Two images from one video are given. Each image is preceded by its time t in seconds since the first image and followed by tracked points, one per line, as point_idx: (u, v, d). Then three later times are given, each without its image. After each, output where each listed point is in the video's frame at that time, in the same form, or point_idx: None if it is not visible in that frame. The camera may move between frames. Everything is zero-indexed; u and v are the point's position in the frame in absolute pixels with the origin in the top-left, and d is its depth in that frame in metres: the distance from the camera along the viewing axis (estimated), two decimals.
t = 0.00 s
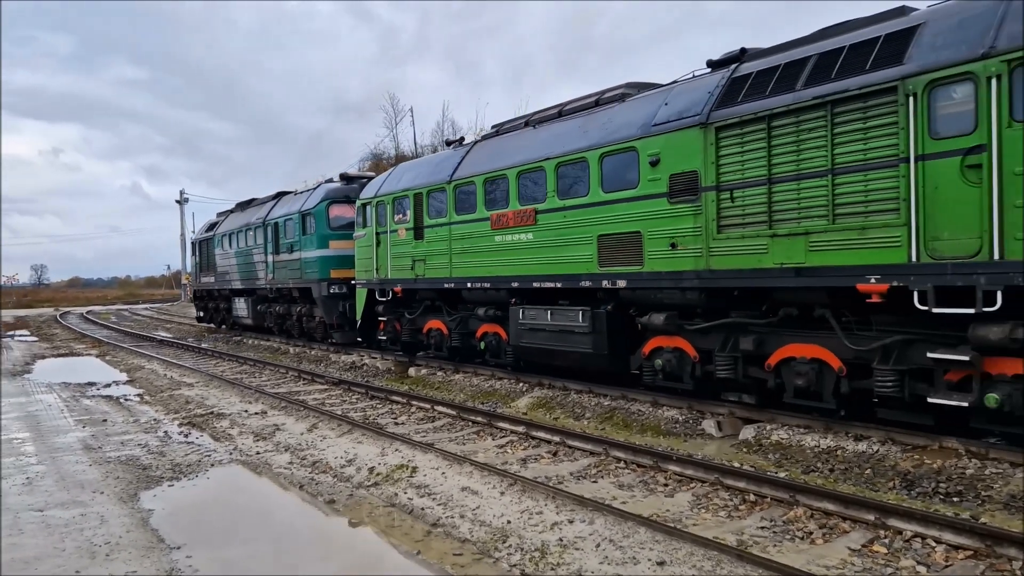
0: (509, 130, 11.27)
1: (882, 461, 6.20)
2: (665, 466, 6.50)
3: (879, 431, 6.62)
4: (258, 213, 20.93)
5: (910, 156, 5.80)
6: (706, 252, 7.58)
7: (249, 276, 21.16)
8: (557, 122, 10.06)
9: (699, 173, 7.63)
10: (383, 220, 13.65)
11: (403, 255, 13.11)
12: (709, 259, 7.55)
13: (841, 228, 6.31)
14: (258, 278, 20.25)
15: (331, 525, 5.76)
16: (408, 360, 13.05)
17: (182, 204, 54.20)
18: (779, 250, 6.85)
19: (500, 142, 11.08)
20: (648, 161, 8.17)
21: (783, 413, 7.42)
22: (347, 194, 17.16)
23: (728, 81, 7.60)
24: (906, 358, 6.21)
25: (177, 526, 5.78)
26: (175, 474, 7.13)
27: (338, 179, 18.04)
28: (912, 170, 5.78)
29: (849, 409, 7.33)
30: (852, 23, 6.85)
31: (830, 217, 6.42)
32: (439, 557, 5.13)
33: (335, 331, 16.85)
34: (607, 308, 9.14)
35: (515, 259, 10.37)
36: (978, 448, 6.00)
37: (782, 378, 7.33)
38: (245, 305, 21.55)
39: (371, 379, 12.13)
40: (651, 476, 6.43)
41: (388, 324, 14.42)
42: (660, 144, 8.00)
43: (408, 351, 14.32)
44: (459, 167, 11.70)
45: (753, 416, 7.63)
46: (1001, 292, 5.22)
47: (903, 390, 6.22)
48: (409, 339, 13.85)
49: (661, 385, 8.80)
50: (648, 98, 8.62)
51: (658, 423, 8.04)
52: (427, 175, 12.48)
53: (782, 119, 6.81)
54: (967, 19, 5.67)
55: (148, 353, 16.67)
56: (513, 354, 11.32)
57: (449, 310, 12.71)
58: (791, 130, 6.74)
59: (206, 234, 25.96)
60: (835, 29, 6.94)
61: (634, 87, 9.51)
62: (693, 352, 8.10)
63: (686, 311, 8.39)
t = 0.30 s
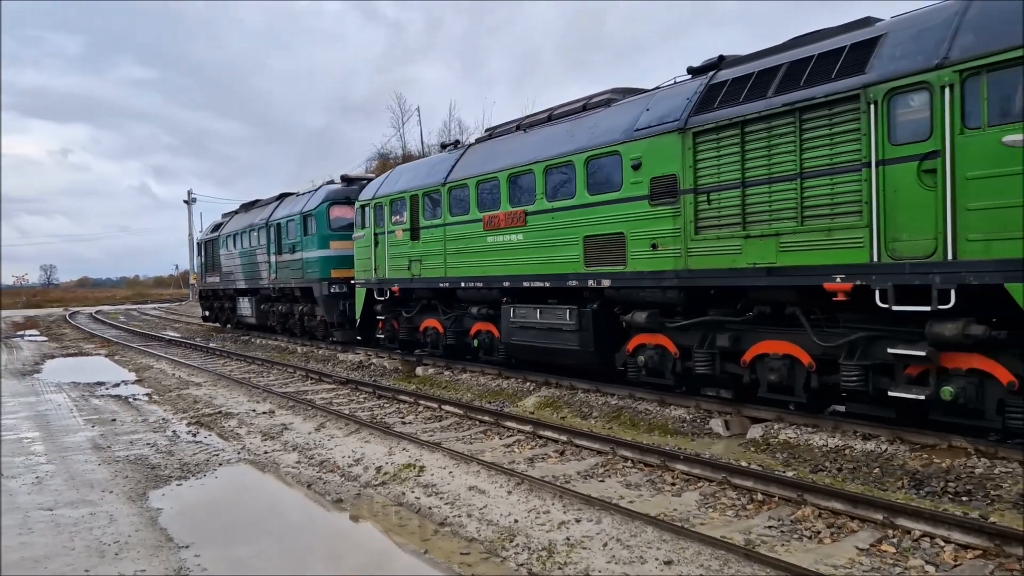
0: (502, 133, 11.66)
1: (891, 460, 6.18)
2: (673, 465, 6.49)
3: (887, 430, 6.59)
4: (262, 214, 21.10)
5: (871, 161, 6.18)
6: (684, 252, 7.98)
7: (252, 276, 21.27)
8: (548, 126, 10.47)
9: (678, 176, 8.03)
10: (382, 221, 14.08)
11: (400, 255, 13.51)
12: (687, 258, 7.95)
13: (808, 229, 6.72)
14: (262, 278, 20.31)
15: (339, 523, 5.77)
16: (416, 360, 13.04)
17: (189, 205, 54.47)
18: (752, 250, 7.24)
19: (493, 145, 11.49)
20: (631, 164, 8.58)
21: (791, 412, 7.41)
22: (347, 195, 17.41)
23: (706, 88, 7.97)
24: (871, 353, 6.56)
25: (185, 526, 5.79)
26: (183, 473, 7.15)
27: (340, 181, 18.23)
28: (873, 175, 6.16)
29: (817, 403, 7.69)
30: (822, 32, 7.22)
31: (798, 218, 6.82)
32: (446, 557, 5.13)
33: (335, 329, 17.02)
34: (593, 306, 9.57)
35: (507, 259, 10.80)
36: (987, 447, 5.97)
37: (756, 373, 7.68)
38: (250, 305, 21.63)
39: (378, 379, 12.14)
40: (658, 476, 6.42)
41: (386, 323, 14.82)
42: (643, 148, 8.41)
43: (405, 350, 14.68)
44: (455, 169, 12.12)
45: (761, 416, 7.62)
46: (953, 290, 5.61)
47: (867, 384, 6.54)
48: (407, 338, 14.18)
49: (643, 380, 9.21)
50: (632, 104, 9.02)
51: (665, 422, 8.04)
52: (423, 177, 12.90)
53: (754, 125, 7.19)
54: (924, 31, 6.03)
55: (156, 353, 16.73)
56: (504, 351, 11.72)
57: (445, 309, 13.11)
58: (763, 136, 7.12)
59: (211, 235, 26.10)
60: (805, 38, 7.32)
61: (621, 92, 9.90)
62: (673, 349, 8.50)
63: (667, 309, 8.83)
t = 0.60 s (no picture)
0: (493, 137, 11.92)
1: (896, 461, 6.17)
2: (677, 465, 6.49)
3: (893, 430, 6.57)
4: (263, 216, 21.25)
5: (835, 167, 6.43)
6: (663, 254, 8.23)
7: (254, 276, 21.39)
8: (536, 131, 10.73)
9: (657, 180, 8.27)
10: (379, 223, 14.39)
11: (396, 257, 13.82)
12: (666, 260, 8.21)
13: (778, 231, 6.95)
14: (264, 278, 20.37)
15: (345, 524, 5.78)
16: (421, 360, 13.04)
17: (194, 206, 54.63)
18: (726, 252, 7.48)
19: (483, 149, 11.76)
20: (613, 169, 8.83)
21: (796, 412, 7.40)
22: (346, 196, 17.60)
23: (683, 96, 8.21)
24: (837, 350, 6.85)
25: (192, 525, 5.81)
26: (189, 473, 7.17)
27: (339, 183, 18.41)
28: (837, 180, 6.40)
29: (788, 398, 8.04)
30: (793, 42, 7.46)
31: (768, 221, 7.06)
32: (451, 557, 5.14)
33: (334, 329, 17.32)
34: (578, 306, 9.90)
35: (497, 260, 11.11)
36: (994, 448, 5.95)
37: (731, 370, 8.02)
38: (252, 305, 21.70)
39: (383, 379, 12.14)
40: (663, 476, 6.42)
41: (382, 323, 15.16)
42: (624, 153, 8.66)
43: (402, 348, 15.03)
44: (448, 172, 12.39)
45: (766, 416, 7.61)
46: (910, 290, 5.86)
47: (833, 379, 6.85)
48: (402, 337, 14.52)
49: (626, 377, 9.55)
50: (614, 111, 9.28)
51: (670, 422, 8.04)
52: (418, 181, 13.19)
53: (727, 132, 7.44)
54: (885, 43, 6.28)
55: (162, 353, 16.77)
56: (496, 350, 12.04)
57: (439, 309, 13.45)
58: (735, 142, 7.36)
59: (213, 236, 26.22)
60: (777, 48, 7.56)
61: (606, 98, 10.14)
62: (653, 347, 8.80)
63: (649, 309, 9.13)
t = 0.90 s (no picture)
0: (485, 141, 12.22)
1: (901, 461, 6.15)
2: (682, 466, 6.48)
3: (898, 431, 6.56)
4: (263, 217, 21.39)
5: (801, 172, 6.72)
6: (644, 255, 8.54)
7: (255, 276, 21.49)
8: (525, 135, 11.04)
9: (638, 184, 8.58)
10: (375, 226, 14.61)
11: (391, 257, 14.09)
12: (646, 260, 8.52)
13: (750, 233, 7.25)
14: (265, 278, 20.45)
15: (350, 523, 5.78)
16: (425, 360, 13.05)
17: (201, 205, 54.75)
18: (702, 253, 7.78)
19: (474, 153, 12.07)
20: (597, 173, 9.15)
21: (801, 412, 7.39)
22: (345, 198, 17.79)
23: (663, 102, 8.52)
24: (805, 348, 7.14)
25: (196, 525, 5.82)
26: (194, 473, 7.18)
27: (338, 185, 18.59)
28: (804, 185, 6.69)
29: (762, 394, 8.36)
30: (767, 52, 7.75)
31: (741, 224, 7.36)
32: (455, 557, 5.13)
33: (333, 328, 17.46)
34: (564, 305, 10.20)
35: (486, 261, 11.39)
36: (999, 449, 5.93)
37: (708, 367, 8.35)
38: (253, 304, 21.76)
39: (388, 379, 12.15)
40: (667, 476, 6.42)
41: (379, 322, 15.47)
42: (607, 158, 8.97)
43: (399, 349, 15.26)
44: (440, 175, 12.69)
45: (771, 416, 7.60)
46: (871, 290, 6.16)
47: (802, 374, 7.22)
48: (398, 335, 14.82)
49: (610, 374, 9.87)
50: (599, 116, 9.58)
51: (675, 423, 8.03)
52: (413, 184, 13.42)
53: (702, 137, 7.74)
54: (848, 54, 6.57)
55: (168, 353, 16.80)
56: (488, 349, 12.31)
57: (433, 308, 13.74)
58: (710, 148, 7.66)
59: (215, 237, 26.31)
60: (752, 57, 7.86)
61: (592, 103, 10.45)
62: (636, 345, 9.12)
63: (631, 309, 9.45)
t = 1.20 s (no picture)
0: (476, 146, 12.45)
1: (906, 462, 6.13)
2: (686, 467, 6.48)
3: (902, 432, 6.55)
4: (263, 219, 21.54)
5: (771, 178, 6.96)
6: (625, 257, 8.77)
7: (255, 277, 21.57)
8: (514, 140, 11.28)
9: (620, 188, 8.81)
10: (370, 228, 14.81)
11: (386, 259, 14.30)
12: (627, 263, 8.76)
13: (724, 238, 7.49)
14: (265, 279, 20.57)
15: (355, 524, 5.80)
16: (429, 360, 13.09)
17: (206, 205, 54.86)
18: (678, 256, 8.04)
19: (465, 157, 12.30)
20: (581, 178, 9.38)
21: (805, 413, 7.38)
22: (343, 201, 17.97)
23: (644, 109, 8.76)
24: (775, 346, 7.34)
25: (201, 525, 5.83)
26: (198, 473, 7.20)
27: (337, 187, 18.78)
28: (774, 191, 6.93)
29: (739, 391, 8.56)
30: (741, 61, 7.99)
31: (715, 228, 7.60)
32: (459, 558, 5.13)
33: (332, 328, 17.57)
34: (549, 306, 10.40)
35: (477, 263, 11.62)
36: (1005, 450, 5.92)
37: (687, 366, 8.56)
38: (254, 304, 21.84)
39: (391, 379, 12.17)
40: (671, 477, 6.41)
41: (376, 322, 15.68)
42: (591, 163, 9.21)
43: (395, 347, 15.69)
44: (432, 179, 12.92)
45: (775, 417, 7.59)
46: (835, 290, 6.39)
47: (773, 372, 7.40)
48: (394, 335, 15.04)
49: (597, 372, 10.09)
50: (583, 123, 9.83)
51: (678, 423, 8.02)
52: (407, 187, 13.61)
53: (678, 144, 7.99)
54: (816, 64, 6.79)
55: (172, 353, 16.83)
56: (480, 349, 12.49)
57: (426, 308, 13.91)
58: (687, 154, 7.90)
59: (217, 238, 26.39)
60: (727, 66, 8.10)
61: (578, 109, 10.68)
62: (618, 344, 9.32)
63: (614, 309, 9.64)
